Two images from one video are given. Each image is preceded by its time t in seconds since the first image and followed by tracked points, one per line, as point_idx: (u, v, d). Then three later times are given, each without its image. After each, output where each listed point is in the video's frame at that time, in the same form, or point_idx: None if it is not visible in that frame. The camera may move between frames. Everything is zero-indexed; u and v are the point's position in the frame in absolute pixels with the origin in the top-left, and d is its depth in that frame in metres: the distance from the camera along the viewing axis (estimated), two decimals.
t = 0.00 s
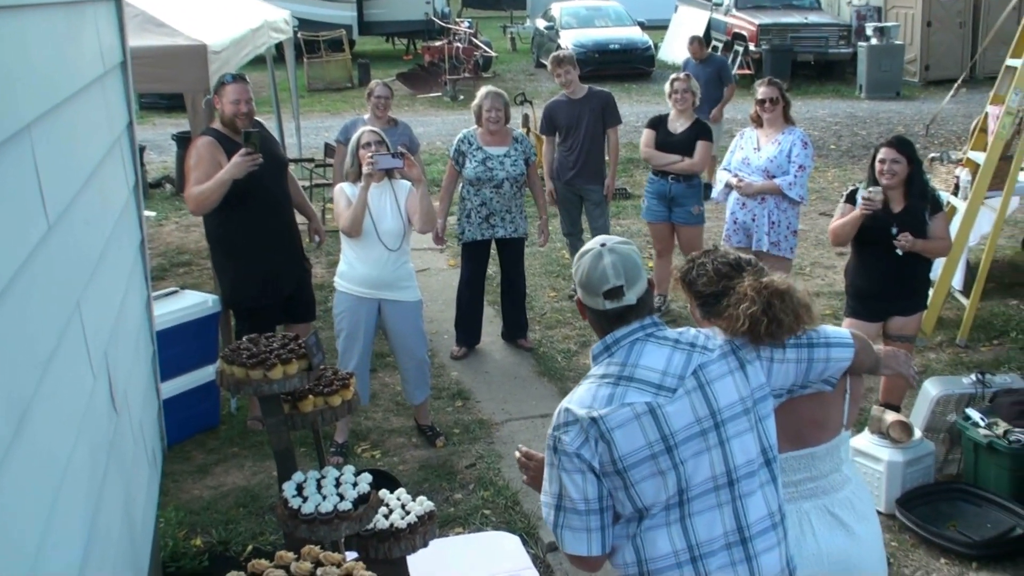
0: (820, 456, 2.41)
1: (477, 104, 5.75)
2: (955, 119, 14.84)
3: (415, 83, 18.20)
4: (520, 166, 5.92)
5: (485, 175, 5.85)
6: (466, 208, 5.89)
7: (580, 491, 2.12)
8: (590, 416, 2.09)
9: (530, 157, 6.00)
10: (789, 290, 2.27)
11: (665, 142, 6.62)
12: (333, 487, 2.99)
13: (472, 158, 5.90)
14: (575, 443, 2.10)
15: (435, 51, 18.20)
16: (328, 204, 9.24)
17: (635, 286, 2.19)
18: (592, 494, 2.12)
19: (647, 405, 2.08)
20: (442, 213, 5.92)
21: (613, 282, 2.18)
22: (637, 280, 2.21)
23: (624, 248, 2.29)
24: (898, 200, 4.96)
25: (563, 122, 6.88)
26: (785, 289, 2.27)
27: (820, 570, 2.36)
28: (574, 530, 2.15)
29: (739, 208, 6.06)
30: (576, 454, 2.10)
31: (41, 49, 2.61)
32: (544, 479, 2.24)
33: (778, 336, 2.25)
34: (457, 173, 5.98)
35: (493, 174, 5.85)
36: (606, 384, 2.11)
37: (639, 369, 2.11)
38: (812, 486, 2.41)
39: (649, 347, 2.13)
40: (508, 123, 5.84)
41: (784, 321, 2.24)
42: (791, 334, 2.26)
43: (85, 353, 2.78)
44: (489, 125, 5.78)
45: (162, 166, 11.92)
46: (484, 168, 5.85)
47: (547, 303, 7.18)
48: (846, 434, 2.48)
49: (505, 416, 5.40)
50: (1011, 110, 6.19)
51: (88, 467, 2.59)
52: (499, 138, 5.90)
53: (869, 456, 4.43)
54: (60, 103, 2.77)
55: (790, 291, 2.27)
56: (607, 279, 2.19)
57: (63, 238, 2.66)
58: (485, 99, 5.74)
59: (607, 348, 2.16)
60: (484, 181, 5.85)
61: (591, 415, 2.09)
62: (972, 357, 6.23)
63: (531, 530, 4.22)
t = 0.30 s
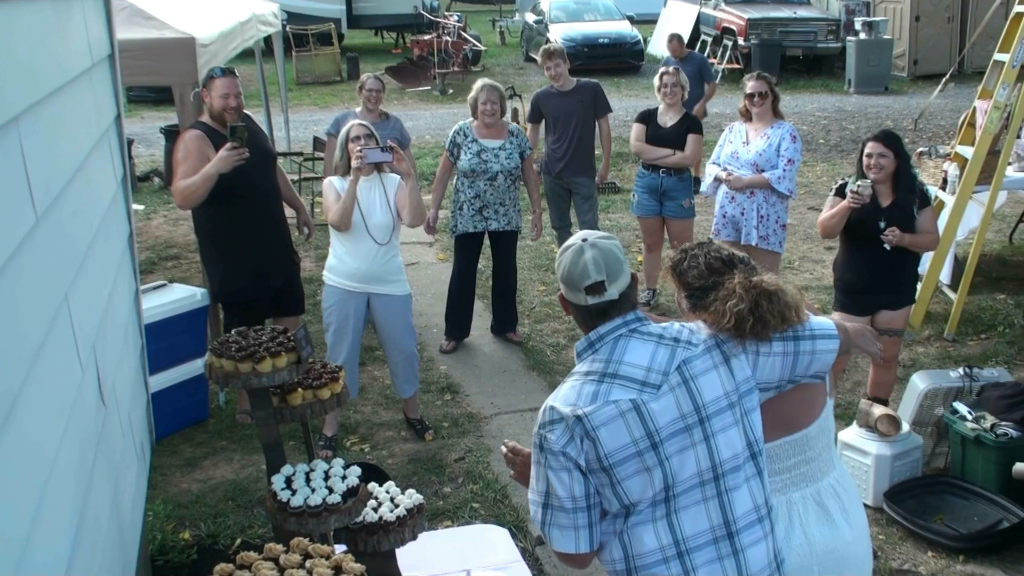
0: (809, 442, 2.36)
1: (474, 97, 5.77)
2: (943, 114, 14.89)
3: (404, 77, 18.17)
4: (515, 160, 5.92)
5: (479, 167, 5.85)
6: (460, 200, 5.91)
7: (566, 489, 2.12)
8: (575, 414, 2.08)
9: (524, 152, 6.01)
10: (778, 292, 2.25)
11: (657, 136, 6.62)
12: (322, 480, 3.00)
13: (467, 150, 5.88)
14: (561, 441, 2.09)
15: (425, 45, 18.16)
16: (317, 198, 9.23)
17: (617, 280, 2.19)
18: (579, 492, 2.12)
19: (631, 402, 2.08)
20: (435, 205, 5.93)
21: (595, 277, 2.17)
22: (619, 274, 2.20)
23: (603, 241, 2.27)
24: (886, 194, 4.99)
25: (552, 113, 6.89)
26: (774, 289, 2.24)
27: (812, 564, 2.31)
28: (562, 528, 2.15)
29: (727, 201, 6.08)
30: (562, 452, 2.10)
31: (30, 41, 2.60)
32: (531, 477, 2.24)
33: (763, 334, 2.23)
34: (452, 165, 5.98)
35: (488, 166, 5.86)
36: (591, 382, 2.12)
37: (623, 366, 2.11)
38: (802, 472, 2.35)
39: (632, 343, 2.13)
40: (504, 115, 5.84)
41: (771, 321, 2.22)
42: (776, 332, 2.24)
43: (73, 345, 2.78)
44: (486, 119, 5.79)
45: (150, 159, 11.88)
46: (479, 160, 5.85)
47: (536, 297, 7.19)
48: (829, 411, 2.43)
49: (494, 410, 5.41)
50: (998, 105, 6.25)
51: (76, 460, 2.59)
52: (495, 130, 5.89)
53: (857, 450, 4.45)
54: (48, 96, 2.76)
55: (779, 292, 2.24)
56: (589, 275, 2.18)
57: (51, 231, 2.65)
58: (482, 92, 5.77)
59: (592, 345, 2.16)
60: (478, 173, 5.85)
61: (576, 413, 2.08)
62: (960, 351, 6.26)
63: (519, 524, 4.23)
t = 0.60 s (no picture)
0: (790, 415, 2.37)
1: (464, 85, 5.76)
2: (924, 103, 14.98)
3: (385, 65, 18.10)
4: (502, 150, 5.90)
5: (466, 155, 5.84)
6: (445, 187, 5.90)
7: (546, 484, 2.09)
8: (553, 410, 2.05)
9: (513, 141, 5.99)
10: (759, 283, 2.22)
11: (650, 123, 6.64)
12: (302, 468, 2.99)
13: (455, 137, 5.88)
14: (540, 437, 2.06)
15: (406, 32, 17.90)
16: (298, 186, 9.20)
17: (592, 272, 2.14)
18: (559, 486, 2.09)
19: (610, 396, 2.04)
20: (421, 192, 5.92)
21: (570, 270, 2.13)
22: (595, 265, 2.15)
23: (580, 232, 2.22)
24: (867, 182, 5.02)
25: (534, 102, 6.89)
26: (755, 281, 2.22)
27: (795, 541, 2.31)
28: (541, 524, 2.13)
29: (708, 190, 6.09)
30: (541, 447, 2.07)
31: (5, 28, 2.57)
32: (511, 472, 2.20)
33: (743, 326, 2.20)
34: (439, 151, 6.00)
35: (474, 155, 5.84)
36: (569, 377, 2.08)
37: (602, 360, 2.07)
38: (784, 448, 2.36)
39: (611, 336, 2.09)
40: (494, 103, 5.84)
41: (751, 312, 2.20)
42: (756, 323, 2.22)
43: (50, 335, 2.76)
44: (475, 106, 5.78)
45: (129, 147, 11.80)
46: (465, 148, 5.84)
47: (517, 286, 7.19)
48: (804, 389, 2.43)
49: (476, 398, 5.42)
50: (979, 95, 6.33)
51: (54, 449, 2.58)
52: (484, 119, 5.89)
53: (838, 437, 4.48)
54: (24, 83, 2.73)
55: (760, 283, 2.22)
56: (563, 267, 2.13)
57: (27, 219, 2.62)
58: (471, 80, 5.75)
59: (569, 338, 2.12)
60: (464, 161, 5.84)
61: (554, 408, 2.05)
62: (939, 339, 6.31)
63: (501, 512, 4.25)
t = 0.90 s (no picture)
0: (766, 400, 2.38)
1: (438, 70, 5.75)
2: (906, 88, 15.02)
3: (367, 50, 18.02)
4: (480, 134, 5.91)
5: (444, 141, 5.82)
6: (426, 174, 5.87)
7: (532, 474, 2.08)
8: (537, 399, 2.04)
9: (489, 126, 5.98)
10: (732, 266, 2.23)
11: (642, 110, 6.66)
12: (285, 456, 2.98)
13: (432, 123, 5.87)
14: (524, 426, 2.05)
15: (388, 19, 18.17)
16: (280, 173, 9.15)
17: (561, 267, 2.10)
18: (544, 476, 2.08)
19: (594, 386, 2.03)
20: (402, 180, 5.89)
21: (537, 265, 2.12)
22: (565, 259, 2.10)
23: (559, 221, 2.17)
24: (848, 168, 5.04)
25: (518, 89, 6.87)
26: (727, 263, 2.23)
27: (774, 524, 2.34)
28: (527, 511, 2.11)
29: (691, 176, 6.08)
30: (525, 437, 2.06)
31: None
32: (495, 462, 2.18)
33: (722, 309, 2.20)
34: (417, 139, 5.98)
35: (452, 140, 5.83)
36: (553, 366, 2.06)
37: (586, 350, 2.06)
38: (761, 433, 2.37)
39: (595, 325, 2.07)
40: (468, 88, 5.84)
41: (728, 294, 2.20)
42: (734, 308, 2.22)
43: (30, 323, 2.73)
44: (450, 92, 5.76)
45: (110, 135, 11.70)
46: (443, 134, 5.83)
47: (501, 272, 7.19)
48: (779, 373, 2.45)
49: (460, 385, 5.43)
50: (961, 80, 6.31)
51: (35, 436, 2.56)
52: (459, 104, 5.90)
53: (822, 423, 4.51)
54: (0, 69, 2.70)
55: (733, 267, 2.23)
56: (531, 261, 2.13)
57: (5, 207, 2.60)
58: (444, 66, 5.75)
59: (552, 328, 2.10)
60: (443, 147, 5.82)
61: (538, 398, 2.04)
62: (922, 323, 6.35)
63: (485, 498, 4.25)
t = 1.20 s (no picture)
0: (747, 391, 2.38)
1: (414, 58, 5.74)
2: (896, 77, 15.03)
3: (356, 39, 17.94)
4: (459, 119, 5.89)
5: (422, 128, 5.80)
6: (406, 162, 5.86)
7: (512, 450, 2.09)
8: (519, 376, 2.05)
9: (467, 113, 5.97)
10: (708, 253, 2.19)
11: (633, 100, 6.68)
12: (275, 446, 2.97)
13: (410, 112, 5.85)
14: (506, 402, 2.07)
15: (377, 8, 18.26)
16: (269, 163, 9.12)
17: (545, 251, 2.11)
18: (525, 452, 2.10)
19: (576, 367, 2.04)
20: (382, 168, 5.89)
21: (524, 245, 2.14)
22: (549, 244, 2.11)
23: (551, 203, 2.17)
24: (838, 157, 5.05)
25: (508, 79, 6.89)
26: (703, 252, 2.19)
27: (755, 511, 2.36)
28: (508, 487, 2.13)
29: (682, 164, 6.08)
30: (507, 413, 2.07)
31: None
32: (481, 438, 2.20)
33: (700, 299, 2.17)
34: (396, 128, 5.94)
35: (430, 127, 5.81)
36: (538, 345, 2.07)
37: (571, 331, 2.06)
38: (742, 423, 2.38)
39: (582, 308, 2.08)
40: (445, 76, 5.81)
41: (707, 285, 2.16)
42: (710, 299, 2.18)
43: (18, 312, 2.72)
44: (427, 79, 5.76)
45: (97, 124, 11.63)
46: (421, 121, 5.81)
47: (491, 262, 7.19)
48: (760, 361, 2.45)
49: (450, 374, 5.43)
50: (949, 68, 6.34)
51: (23, 426, 2.56)
52: (437, 92, 5.88)
53: (812, 412, 4.53)
54: None
55: (709, 254, 2.19)
56: (520, 241, 2.16)
57: None
58: (421, 53, 5.73)
59: (542, 308, 2.11)
60: (421, 134, 5.80)
61: (520, 376, 2.05)
62: (912, 312, 6.38)
63: (476, 488, 4.26)
